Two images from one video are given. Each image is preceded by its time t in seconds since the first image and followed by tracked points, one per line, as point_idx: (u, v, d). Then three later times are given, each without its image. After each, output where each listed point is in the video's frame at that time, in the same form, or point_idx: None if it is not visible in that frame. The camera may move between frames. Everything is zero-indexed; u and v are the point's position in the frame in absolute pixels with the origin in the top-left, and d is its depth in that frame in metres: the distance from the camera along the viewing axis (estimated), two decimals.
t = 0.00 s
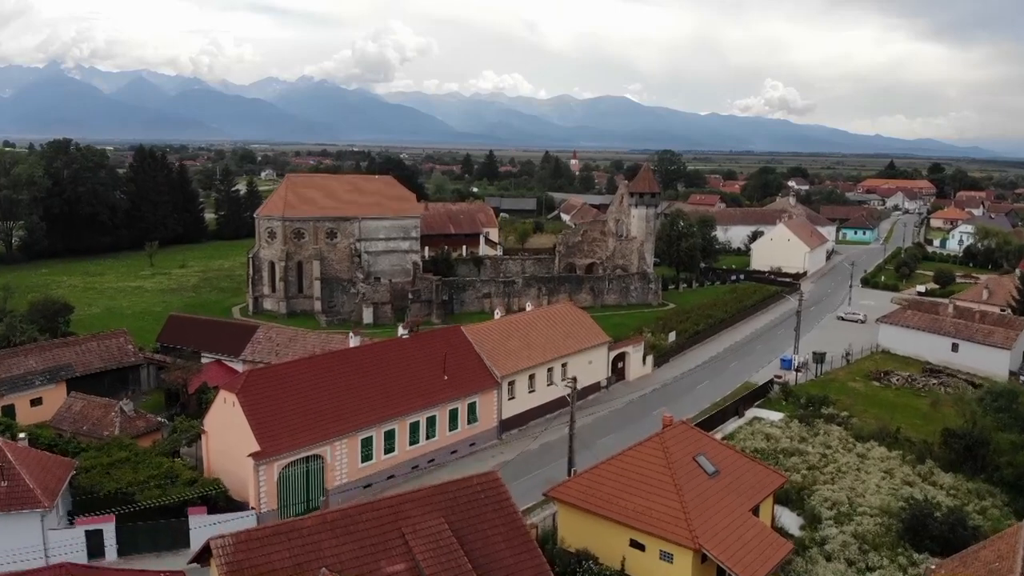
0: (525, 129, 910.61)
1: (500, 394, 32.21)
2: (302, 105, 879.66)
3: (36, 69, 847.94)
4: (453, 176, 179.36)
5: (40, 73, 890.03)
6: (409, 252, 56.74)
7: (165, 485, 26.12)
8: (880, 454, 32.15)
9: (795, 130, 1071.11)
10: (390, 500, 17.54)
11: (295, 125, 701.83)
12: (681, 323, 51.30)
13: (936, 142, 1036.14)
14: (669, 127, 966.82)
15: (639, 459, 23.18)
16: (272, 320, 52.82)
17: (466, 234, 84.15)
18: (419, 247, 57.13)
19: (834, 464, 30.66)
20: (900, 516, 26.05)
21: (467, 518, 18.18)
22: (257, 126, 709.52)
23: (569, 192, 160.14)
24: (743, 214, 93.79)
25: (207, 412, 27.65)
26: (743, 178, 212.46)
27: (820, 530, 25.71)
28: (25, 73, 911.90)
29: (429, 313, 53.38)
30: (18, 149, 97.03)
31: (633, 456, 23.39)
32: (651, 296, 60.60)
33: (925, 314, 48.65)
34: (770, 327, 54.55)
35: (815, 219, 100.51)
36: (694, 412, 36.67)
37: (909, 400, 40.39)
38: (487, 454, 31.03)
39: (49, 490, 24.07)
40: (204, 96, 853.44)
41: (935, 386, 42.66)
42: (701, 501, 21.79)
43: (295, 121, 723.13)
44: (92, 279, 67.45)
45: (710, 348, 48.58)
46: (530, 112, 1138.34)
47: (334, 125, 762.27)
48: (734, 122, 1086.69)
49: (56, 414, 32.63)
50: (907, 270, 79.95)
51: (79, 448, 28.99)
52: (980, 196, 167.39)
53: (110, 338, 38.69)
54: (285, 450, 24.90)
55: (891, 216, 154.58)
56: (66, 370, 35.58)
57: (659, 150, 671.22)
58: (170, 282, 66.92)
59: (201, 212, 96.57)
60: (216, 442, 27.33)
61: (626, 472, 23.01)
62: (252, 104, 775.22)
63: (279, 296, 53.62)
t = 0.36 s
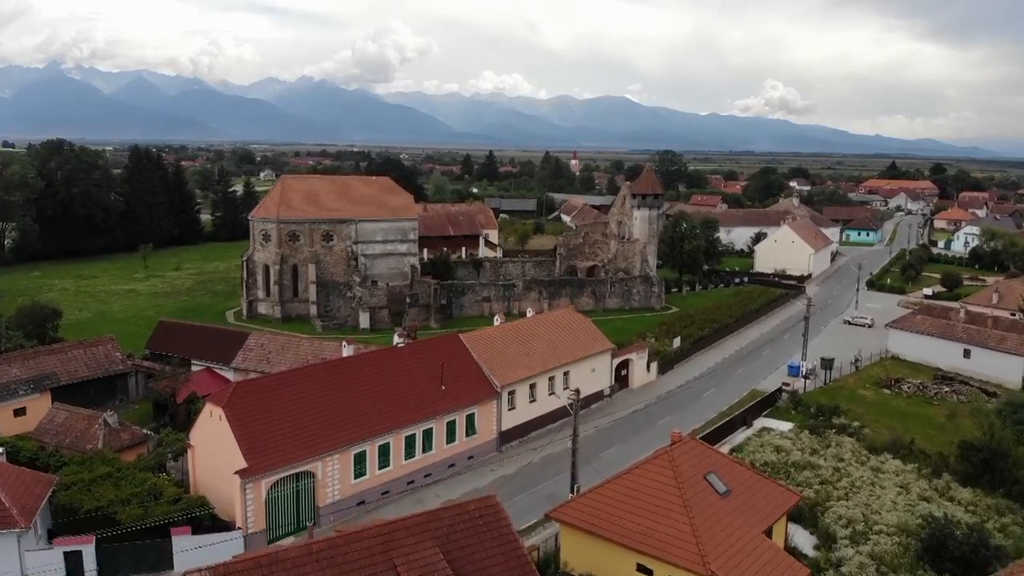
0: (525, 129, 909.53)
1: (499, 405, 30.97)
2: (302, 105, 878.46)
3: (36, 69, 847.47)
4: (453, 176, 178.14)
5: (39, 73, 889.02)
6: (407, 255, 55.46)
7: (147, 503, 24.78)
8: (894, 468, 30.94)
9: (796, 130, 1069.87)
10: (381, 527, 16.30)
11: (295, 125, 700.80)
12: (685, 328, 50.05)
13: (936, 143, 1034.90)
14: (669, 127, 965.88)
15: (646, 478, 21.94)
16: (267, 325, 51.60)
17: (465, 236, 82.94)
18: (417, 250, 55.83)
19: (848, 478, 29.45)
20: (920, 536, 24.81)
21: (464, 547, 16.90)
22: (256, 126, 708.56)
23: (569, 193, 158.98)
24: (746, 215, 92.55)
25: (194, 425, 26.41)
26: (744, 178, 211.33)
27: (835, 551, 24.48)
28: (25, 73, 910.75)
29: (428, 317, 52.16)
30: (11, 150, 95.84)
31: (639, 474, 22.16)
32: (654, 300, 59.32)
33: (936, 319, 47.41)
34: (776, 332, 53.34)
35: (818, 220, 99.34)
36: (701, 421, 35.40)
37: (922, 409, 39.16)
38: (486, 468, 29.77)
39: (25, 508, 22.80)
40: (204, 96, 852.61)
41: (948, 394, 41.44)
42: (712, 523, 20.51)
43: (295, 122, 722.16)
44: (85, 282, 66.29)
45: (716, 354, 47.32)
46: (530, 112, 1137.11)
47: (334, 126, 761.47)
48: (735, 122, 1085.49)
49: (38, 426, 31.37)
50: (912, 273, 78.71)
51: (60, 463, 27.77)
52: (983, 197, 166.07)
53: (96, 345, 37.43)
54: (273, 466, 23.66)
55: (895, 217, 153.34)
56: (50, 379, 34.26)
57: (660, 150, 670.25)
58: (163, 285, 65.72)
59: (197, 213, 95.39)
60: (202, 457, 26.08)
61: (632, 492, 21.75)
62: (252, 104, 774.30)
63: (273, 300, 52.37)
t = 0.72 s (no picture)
0: (525, 129, 908.43)
1: (499, 417, 29.67)
2: (302, 105, 876.62)
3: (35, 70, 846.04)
4: (453, 176, 176.91)
5: (39, 73, 887.59)
6: (404, 258, 54.21)
7: (128, 523, 23.48)
8: (911, 483, 29.66)
9: (796, 130, 1068.68)
10: (369, 560, 14.92)
11: (295, 125, 699.69)
12: (690, 333, 48.77)
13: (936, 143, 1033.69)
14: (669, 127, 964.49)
15: (655, 499, 20.62)
16: (261, 330, 50.31)
17: (465, 237, 81.69)
18: (415, 253, 54.56)
19: (863, 494, 28.20)
20: (942, 557, 23.54)
21: None
22: (256, 126, 707.42)
23: (569, 193, 157.63)
24: (750, 216, 91.26)
25: (178, 441, 25.14)
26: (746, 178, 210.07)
27: (853, 573, 23.19)
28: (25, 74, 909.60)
29: (426, 322, 50.85)
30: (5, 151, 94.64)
31: (647, 496, 20.84)
32: (657, 303, 57.95)
33: (947, 325, 46.17)
34: (783, 337, 52.16)
35: (822, 221, 98.05)
36: (708, 432, 34.12)
37: (936, 419, 37.91)
38: (485, 484, 28.48)
39: None
40: (203, 96, 851.60)
41: (962, 402, 40.16)
42: (725, 548, 19.18)
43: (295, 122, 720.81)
44: (77, 286, 65.08)
45: (722, 360, 46.03)
46: (530, 112, 1135.88)
47: (333, 126, 760.08)
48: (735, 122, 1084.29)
49: (19, 439, 30.08)
50: (919, 275, 77.40)
51: (39, 479, 26.50)
52: (987, 198, 164.63)
53: (81, 354, 36.16)
54: (260, 486, 22.39)
55: (898, 218, 152.07)
56: (32, 389, 32.92)
57: (660, 150, 669.17)
58: (157, 288, 64.44)
59: (192, 214, 94.13)
60: (186, 475, 24.81)
61: (640, 515, 20.43)
62: (252, 104, 773.22)
63: (267, 304, 51.07)
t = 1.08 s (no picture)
0: (525, 129, 907.52)
1: (498, 430, 28.32)
2: (302, 105, 875.69)
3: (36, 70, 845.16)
4: (453, 176, 175.81)
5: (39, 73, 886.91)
6: (402, 261, 52.89)
7: (106, 547, 22.11)
8: (929, 500, 28.32)
9: (796, 130, 1067.78)
10: None
11: (295, 125, 698.82)
12: (695, 339, 47.48)
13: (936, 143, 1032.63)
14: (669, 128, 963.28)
15: (664, 524, 19.30)
16: (254, 336, 48.98)
17: (464, 239, 80.45)
18: (413, 256, 53.22)
19: (880, 513, 26.88)
20: None
21: None
22: (256, 126, 706.45)
23: (570, 194, 156.35)
24: (753, 218, 90.03)
25: (159, 459, 23.82)
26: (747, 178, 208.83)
27: None
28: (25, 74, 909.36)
29: (424, 327, 49.49)
30: None
31: (655, 521, 19.52)
32: (660, 307, 56.60)
33: (961, 331, 44.88)
34: (790, 343, 50.96)
35: (827, 222, 96.80)
36: (717, 444, 32.77)
37: (951, 430, 36.61)
38: (484, 501, 27.13)
39: None
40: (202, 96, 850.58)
41: (977, 412, 38.87)
42: None
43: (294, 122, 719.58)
44: (68, 290, 63.80)
45: (729, 367, 44.68)
46: (531, 112, 1134.93)
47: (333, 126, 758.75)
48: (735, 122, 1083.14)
49: None
50: (927, 277, 76.09)
51: (15, 497, 25.19)
52: (991, 198, 163.33)
53: (65, 362, 34.86)
54: (246, 507, 21.08)
55: (901, 218, 150.91)
56: (15, 401, 31.55)
57: (660, 150, 668.90)
58: (150, 292, 63.16)
59: (188, 216, 92.85)
60: (169, 495, 23.50)
61: (647, 541, 19.08)
62: (252, 104, 772.23)
63: (260, 309, 49.73)
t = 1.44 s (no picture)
0: (525, 130, 906.56)
1: (498, 446, 26.96)
2: (301, 105, 874.48)
3: (36, 70, 843.44)
4: (452, 177, 174.54)
5: (39, 73, 885.45)
6: (399, 264, 51.53)
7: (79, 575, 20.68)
8: (950, 518, 26.96)
9: (797, 131, 1066.73)
10: None
11: (295, 126, 697.77)
12: (700, 346, 46.15)
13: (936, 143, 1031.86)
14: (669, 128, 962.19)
15: (677, 553, 17.87)
16: (246, 342, 47.61)
17: (463, 241, 79.13)
18: (411, 259, 51.88)
19: (899, 533, 25.52)
20: None
21: None
22: (256, 126, 705.38)
23: (571, 195, 155.02)
24: (757, 219, 88.69)
25: (138, 478, 22.48)
26: (749, 179, 207.58)
27: None
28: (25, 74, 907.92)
29: (421, 332, 48.10)
30: None
31: (667, 550, 18.10)
32: (663, 311, 55.29)
33: (974, 338, 43.61)
34: (797, 349, 49.66)
35: (831, 223, 95.56)
36: (725, 458, 31.40)
37: (969, 441, 35.30)
38: (482, 521, 25.75)
39: None
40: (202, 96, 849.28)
41: (994, 421, 37.57)
42: None
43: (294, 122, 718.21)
44: (58, 293, 62.43)
45: (736, 374, 43.31)
46: (530, 112, 1135.29)
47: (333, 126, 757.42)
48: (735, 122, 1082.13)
49: None
50: (934, 280, 74.82)
51: None
52: (994, 199, 162.09)
53: (47, 371, 33.50)
54: (228, 532, 19.74)
55: (905, 219, 149.64)
56: None
57: (661, 151, 667.86)
58: (142, 295, 61.80)
59: (183, 217, 91.45)
60: (148, 516, 22.14)
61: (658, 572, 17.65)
62: (252, 104, 771.18)
63: (253, 314, 48.36)
